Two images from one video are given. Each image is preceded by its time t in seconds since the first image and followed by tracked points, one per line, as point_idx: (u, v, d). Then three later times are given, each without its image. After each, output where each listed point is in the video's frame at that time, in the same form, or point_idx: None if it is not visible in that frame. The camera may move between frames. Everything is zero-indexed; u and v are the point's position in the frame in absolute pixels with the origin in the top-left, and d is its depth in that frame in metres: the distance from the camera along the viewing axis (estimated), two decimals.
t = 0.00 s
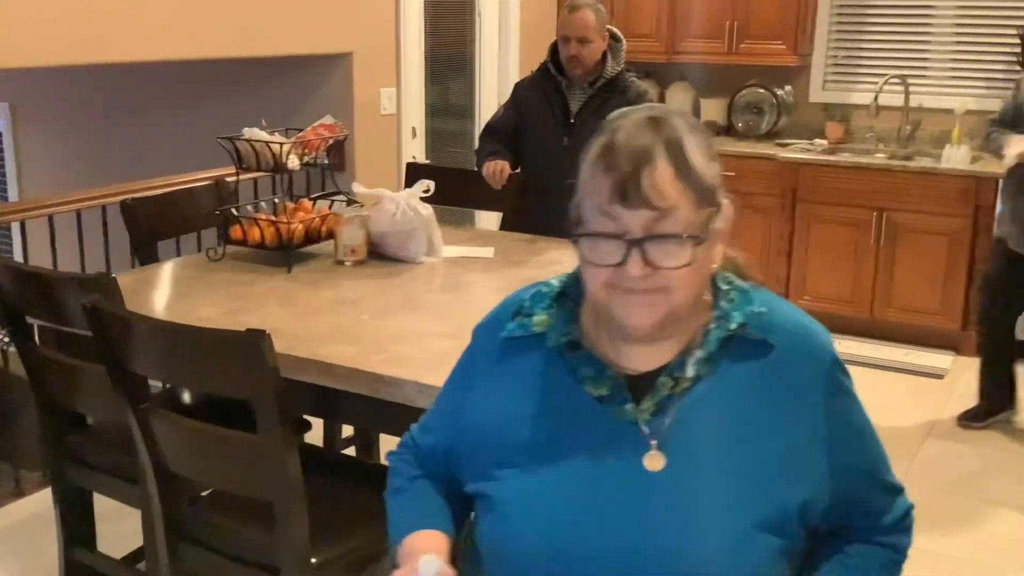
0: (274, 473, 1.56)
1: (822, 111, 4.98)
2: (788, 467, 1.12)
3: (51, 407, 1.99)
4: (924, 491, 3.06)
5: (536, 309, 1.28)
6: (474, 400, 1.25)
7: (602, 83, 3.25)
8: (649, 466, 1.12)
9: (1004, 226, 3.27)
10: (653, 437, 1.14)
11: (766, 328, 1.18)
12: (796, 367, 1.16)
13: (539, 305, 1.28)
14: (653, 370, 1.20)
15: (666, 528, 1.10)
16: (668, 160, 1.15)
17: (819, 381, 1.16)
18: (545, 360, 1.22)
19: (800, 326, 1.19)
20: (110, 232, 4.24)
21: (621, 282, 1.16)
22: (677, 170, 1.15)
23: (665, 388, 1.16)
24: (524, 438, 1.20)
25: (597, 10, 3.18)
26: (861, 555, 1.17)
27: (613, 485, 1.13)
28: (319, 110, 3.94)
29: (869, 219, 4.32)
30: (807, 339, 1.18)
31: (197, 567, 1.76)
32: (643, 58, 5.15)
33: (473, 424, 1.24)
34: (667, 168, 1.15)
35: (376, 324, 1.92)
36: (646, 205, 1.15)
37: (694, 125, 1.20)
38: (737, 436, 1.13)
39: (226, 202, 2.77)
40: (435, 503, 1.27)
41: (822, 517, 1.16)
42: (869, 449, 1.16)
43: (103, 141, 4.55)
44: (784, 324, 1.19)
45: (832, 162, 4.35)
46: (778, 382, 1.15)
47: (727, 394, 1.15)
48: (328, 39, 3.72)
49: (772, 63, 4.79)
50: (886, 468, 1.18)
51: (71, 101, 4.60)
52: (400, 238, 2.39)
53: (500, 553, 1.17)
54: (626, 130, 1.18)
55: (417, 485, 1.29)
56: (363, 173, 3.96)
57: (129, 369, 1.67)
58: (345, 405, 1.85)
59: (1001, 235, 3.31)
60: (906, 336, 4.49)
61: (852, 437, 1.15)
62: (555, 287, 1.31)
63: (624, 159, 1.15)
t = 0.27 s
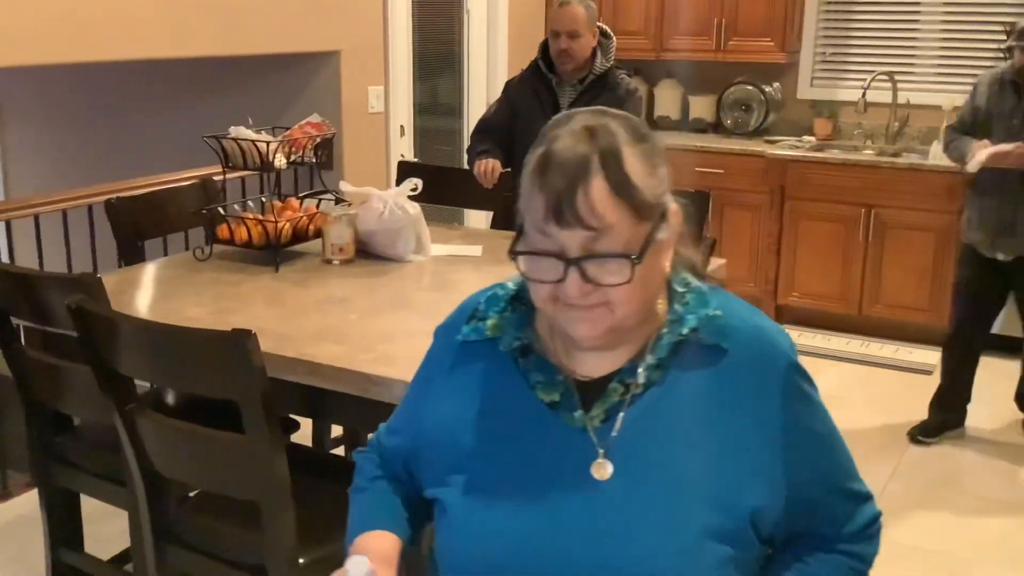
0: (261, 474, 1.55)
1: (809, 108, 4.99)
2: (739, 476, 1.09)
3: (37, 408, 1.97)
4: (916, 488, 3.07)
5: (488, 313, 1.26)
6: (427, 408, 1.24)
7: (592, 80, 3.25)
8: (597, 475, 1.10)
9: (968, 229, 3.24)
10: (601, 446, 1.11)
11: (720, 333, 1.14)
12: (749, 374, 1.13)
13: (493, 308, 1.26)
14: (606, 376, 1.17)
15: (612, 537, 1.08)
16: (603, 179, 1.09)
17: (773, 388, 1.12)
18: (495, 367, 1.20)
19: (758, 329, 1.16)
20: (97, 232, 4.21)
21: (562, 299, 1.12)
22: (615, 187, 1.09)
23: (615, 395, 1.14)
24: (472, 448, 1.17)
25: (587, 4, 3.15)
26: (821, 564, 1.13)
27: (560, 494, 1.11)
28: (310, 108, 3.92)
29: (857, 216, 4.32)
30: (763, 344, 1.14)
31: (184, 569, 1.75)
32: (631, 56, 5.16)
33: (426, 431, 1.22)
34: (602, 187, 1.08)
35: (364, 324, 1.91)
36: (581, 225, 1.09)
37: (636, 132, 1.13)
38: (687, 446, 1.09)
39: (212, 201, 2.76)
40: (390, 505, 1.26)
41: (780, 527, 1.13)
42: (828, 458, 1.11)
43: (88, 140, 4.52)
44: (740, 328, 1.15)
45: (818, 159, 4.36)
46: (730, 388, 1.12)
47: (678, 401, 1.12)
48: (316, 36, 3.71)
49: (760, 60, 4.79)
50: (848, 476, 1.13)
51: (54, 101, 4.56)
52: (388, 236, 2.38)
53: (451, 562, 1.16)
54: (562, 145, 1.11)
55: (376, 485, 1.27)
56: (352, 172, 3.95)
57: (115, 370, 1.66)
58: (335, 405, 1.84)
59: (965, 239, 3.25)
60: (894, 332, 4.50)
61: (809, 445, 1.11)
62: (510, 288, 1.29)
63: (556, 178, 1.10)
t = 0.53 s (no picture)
0: (253, 474, 1.54)
1: (802, 106, 5.00)
2: (695, 470, 1.01)
3: (28, 409, 1.96)
4: (911, 486, 3.07)
5: (440, 314, 1.14)
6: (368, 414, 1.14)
7: (587, 78, 3.23)
8: (545, 475, 1.02)
9: (934, 230, 3.20)
10: (549, 445, 1.03)
11: (664, 324, 1.07)
12: (699, 362, 1.05)
13: (444, 309, 1.15)
14: (557, 374, 1.09)
15: (563, 540, 1.00)
16: (538, 169, 1.02)
17: (723, 375, 1.05)
18: (442, 370, 1.10)
19: (703, 316, 1.09)
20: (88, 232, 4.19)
21: (503, 299, 1.03)
22: (552, 180, 1.02)
23: (563, 393, 1.05)
24: (413, 453, 1.08)
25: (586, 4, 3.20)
26: (788, 545, 1.07)
27: (511, 500, 1.02)
28: (302, 107, 3.92)
29: (850, 214, 4.32)
30: (711, 331, 1.08)
31: (176, 570, 1.75)
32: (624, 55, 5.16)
33: (366, 437, 1.13)
34: (539, 178, 1.02)
35: (357, 324, 1.91)
36: (520, 220, 1.02)
37: (575, 128, 1.07)
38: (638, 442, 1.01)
39: (203, 201, 2.75)
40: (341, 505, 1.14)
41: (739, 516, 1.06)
42: (784, 442, 1.05)
43: (79, 141, 4.50)
44: (683, 317, 1.09)
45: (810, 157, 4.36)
46: (680, 379, 1.04)
47: (628, 395, 1.04)
48: (308, 36, 3.70)
49: (753, 58, 4.79)
50: (808, 458, 1.07)
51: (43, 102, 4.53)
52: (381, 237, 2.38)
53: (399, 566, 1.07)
54: (495, 139, 1.05)
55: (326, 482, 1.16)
56: (345, 171, 3.95)
57: (106, 371, 1.65)
58: (327, 406, 1.84)
59: (932, 239, 3.22)
60: (887, 331, 4.51)
61: (764, 430, 1.04)
62: (462, 291, 1.18)
63: (492, 172, 1.02)
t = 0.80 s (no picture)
0: (245, 476, 1.54)
1: (796, 108, 5.00)
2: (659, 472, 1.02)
3: (22, 412, 1.96)
4: (905, 486, 3.08)
5: (388, 334, 1.13)
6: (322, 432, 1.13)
7: (583, 79, 3.20)
8: (508, 487, 1.02)
9: (914, 233, 3.12)
10: (510, 458, 1.03)
11: (615, 324, 1.07)
12: (653, 362, 1.06)
13: (391, 329, 1.13)
14: (511, 385, 1.09)
15: (540, 554, 1.00)
16: (490, 158, 1.05)
17: (678, 371, 1.05)
18: (396, 386, 1.09)
19: (653, 313, 1.09)
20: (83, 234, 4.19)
21: (452, 294, 1.04)
22: (500, 171, 1.05)
23: (520, 402, 1.05)
24: (374, 469, 1.07)
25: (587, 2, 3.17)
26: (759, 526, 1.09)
27: (481, 515, 1.02)
28: (296, 110, 3.91)
29: (843, 215, 4.33)
30: (661, 328, 1.08)
31: (171, 572, 1.74)
32: (618, 56, 5.17)
33: (324, 454, 1.12)
34: (490, 165, 1.05)
35: (351, 326, 1.91)
36: (470, 208, 1.03)
37: (516, 126, 1.11)
38: (600, 447, 1.02)
39: (198, 203, 2.75)
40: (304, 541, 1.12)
41: (707, 507, 1.07)
42: (740, 429, 1.07)
43: (72, 144, 4.50)
44: (634, 316, 1.09)
45: (803, 158, 4.37)
46: (635, 380, 1.04)
47: (586, 401, 1.04)
48: (302, 38, 3.70)
49: (746, 59, 4.80)
50: (765, 441, 1.09)
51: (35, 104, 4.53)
52: (374, 238, 2.38)
53: None
54: (444, 132, 1.08)
55: (280, 513, 1.13)
56: (339, 173, 3.94)
57: (99, 373, 1.65)
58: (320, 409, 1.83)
59: (912, 242, 3.14)
60: (881, 331, 4.52)
61: (721, 421, 1.06)
62: (409, 310, 1.16)
63: (443, 160, 1.05)
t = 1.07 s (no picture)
0: (242, 479, 1.55)
1: (791, 111, 5.01)
2: (658, 507, 1.01)
3: (19, 416, 1.96)
4: (901, 487, 3.09)
5: (391, 348, 1.15)
6: (325, 443, 1.14)
7: (580, 81, 3.21)
8: (500, 511, 1.02)
9: (900, 237, 3.11)
10: (506, 481, 1.03)
11: (621, 351, 1.07)
12: (659, 392, 1.05)
13: (395, 343, 1.16)
14: (513, 406, 1.10)
15: None
16: (509, 159, 1.08)
17: (685, 403, 1.05)
18: (398, 401, 1.11)
19: (662, 342, 1.09)
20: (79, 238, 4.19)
21: (467, 295, 1.06)
22: (519, 172, 1.08)
23: (520, 424, 1.06)
24: (373, 486, 1.08)
25: (583, 4, 3.16)
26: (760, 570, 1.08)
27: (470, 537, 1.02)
28: (292, 113, 3.92)
29: (838, 218, 4.35)
30: (670, 357, 1.07)
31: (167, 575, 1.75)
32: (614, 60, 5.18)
33: (326, 466, 1.13)
34: (508, 166, 1.08)
35: (348, 328, 1.91)
36: (488, 208, 1.06)
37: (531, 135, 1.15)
38: (599, 479, 1.01)
39: (195, 207, 2.76)
40: (300, 558, 1.14)
41: (709, 545, 1.06)
42: (746, 466, 1.06)
43: (67, 147, 4.49)
44: (642, 344, 1.08)
45: (798, 161, 4.38)
46: (638, 409, 1.04)
47: (586, 427, 1.03)
48: (299, 42, 3.71)
49: (742, 63, 4.81)
50: (772, 479, 1.07)
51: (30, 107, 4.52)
52: (370, 242, 2.38)
53: None
54: (461, 133, 1.11)
55: (277, 537, 1.16)
56: (335, 176, 3.95)
57: (96, 376, 1.65)
58: (316, 413, 1.83)
59: (899, 247, 3.13)
60: (876, 333, 4.53)
61: (726, 456, 1.05)
62: (413, 323, 1.19)
63: (462, 159, 1.08)
